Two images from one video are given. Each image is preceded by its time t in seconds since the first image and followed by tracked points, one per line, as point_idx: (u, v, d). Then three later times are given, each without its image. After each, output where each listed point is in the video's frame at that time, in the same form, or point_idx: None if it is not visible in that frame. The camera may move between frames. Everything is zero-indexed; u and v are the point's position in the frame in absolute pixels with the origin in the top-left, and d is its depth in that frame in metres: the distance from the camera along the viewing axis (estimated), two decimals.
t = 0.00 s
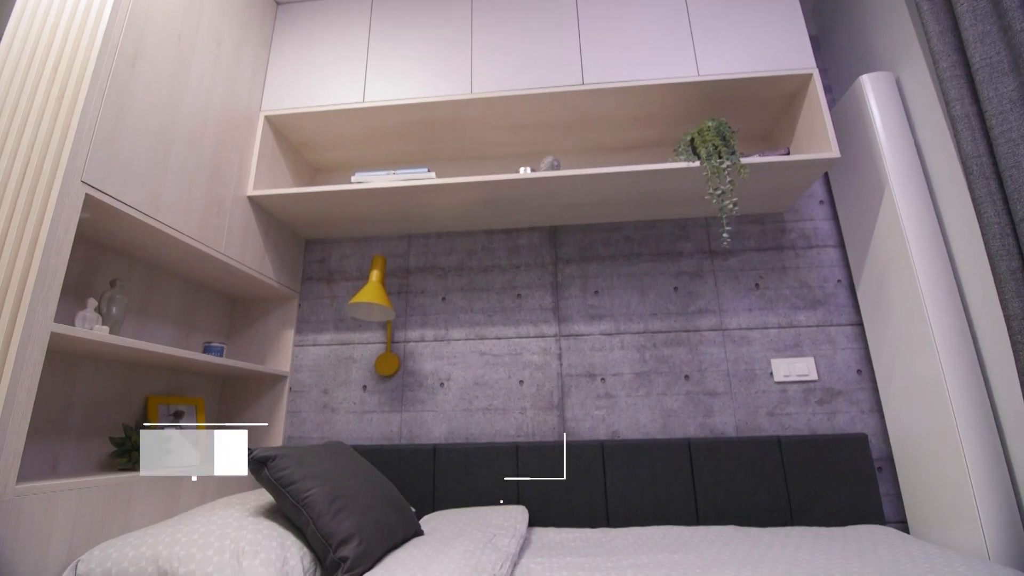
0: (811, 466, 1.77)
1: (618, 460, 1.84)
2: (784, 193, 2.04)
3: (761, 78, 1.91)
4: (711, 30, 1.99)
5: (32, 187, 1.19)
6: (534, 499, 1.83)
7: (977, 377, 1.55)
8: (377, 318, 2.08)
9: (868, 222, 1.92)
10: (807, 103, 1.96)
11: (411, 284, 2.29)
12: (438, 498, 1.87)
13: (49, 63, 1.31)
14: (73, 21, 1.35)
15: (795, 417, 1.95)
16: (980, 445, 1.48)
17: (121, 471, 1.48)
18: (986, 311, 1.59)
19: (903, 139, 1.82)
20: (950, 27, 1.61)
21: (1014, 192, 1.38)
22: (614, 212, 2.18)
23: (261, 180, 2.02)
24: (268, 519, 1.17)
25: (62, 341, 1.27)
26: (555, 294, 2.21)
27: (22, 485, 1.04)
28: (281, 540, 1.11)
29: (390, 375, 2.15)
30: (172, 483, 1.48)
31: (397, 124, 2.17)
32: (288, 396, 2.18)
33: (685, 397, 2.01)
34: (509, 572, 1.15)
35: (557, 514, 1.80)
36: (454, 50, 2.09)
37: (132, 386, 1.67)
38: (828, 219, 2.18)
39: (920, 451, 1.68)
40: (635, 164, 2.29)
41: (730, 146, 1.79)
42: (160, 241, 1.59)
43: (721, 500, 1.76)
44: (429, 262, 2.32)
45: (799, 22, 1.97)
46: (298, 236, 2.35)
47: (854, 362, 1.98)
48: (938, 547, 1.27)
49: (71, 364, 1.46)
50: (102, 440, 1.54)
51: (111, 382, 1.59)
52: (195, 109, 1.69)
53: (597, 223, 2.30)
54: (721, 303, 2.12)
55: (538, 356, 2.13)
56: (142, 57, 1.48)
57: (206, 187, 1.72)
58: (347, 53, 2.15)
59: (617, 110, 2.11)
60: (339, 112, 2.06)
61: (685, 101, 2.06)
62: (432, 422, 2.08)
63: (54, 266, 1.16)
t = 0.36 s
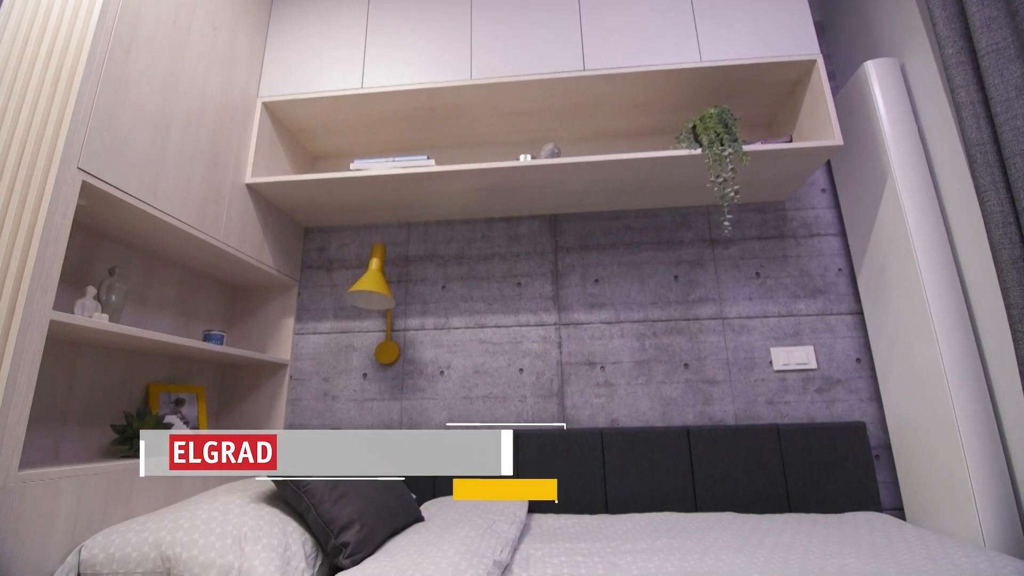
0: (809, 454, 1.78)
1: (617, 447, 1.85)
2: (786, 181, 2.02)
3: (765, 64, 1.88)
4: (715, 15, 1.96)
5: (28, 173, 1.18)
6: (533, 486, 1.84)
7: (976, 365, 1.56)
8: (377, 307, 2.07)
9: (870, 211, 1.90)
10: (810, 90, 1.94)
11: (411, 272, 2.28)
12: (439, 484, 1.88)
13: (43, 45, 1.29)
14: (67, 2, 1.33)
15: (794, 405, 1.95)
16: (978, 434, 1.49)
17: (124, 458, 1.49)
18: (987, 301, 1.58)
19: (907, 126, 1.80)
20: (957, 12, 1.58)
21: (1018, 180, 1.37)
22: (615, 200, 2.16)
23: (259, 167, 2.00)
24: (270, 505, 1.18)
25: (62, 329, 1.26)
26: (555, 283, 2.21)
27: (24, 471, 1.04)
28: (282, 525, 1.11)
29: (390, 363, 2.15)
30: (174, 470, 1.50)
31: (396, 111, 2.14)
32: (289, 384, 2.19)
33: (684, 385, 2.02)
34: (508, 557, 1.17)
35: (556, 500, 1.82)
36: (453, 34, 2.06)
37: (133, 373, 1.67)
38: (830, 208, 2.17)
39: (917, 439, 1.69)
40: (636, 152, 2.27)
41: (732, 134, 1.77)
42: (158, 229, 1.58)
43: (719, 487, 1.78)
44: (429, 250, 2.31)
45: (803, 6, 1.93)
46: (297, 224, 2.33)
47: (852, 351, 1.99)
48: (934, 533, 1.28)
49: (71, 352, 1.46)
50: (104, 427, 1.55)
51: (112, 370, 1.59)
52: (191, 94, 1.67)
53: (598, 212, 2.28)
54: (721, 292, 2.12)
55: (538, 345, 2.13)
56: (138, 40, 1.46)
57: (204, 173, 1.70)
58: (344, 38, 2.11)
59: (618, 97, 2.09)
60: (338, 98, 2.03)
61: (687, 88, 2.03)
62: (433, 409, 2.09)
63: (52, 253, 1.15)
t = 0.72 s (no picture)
0: (807, 441, 1.79)
1: (617, 435, 1.86)
2: (789, 168, 2.00)
3: (769, 49, 1.85)
4: None
5: (23, 158, 1.16)
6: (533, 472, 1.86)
7: (975, 355, 1.55)
8: (377, 295, 2.07)
9: (873, 199, 1.89)
10: (813, 76, 1.91)
11: (411, 261, 2.28)
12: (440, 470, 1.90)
13: (35, 28, 1.26)
14: None
15: (793, 393, 1.96)
16: (975, 422, 1.50)
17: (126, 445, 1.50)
18: (987, 290, 1.58)
19: (911, 112, 1.78)
20: None
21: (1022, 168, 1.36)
22: (615, 188, 2.14)
23: (257, 153, 1.98)
24: (271, 491, 1.18)
25: (61, 315, 1.26)
26: (555, 271, 2.20)
27: (26, 459, 1.05)
28: (284, 510, 1.12)
29: (390, 351, 2.15)
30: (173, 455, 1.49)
31: (394, 97, 2.12)
32: (289, 372, 2.19)
33: (684, 373, 2.02)
34: (508, 542, 1.18)
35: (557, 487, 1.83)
36: (452, 18, 2.02)
37: (132, 361, 1.67)
38: (832, 196, 2.16)
39: (915, 427, 1.70)
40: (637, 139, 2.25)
41: (734, 121, 1.75)
42: (157, 216, 1.57)
43: (718, 474, 1.79)
44: (428, 238, 2.30)
45: None
46: (295, 212, 2.32)
47: (852, 340, 1.99)
48: (929, 520, 1.29)
49: (70, 340, 1.46)
50: (105, 415, 1.55)
51: (111, 358, 1.59)
52: (188, 79, 1.64)
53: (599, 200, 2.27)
54: (721, 280, 2.11)
55: (538, 333, 2.13)
56: (133, 22, 1.43)
57: (202, 160, 1.69)
58: (341, 22, 2.08)
59: (619, 82, 2.06)
60: (335, 84, 2.01)
61: (689, 74, 2.00)
62: (433, 397, 2.10)
63: (50, 240, 1.14)
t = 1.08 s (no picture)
0: (805, 430, 1.80)
1: (617, 424, 1.87)
2: (791, 157, 1.98)
3: (774, 35, 1.82)
4: None
5: (18, 145, 1.15)
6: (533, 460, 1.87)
7: (975, 344, 1.55)
8: (377, 284, 2.06)
9: (875, 188, 1.87)
10: (817, 63, 1.89)
11: (410, 249, 2.27)
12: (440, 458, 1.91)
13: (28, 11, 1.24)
14: None
15: (791, 382, 1.97)
16: (973, 411, 1.50)
17: (126, 432, 1.51)
18: (987, 280, 1.58)
19: (915, 100, 1.76)
20: None
21: None
22: (616, 176, 2.13)
23: (255, 141, 1.96)
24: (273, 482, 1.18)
25: (60, 304, 1.25)
26: (555, 260, 2.19)
27: (28, 446, 1.05)
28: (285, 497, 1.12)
29: (390, 340, 2.15)
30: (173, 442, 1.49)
31: (392, 84, 2.09)
32: (289, 360, 2.19)
33: (683, 361, 2.03)
34: (508, 528, 1.19)
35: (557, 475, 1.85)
36: (452, 3, 1.99)
37: (132, 349, 1.67)
38: (834, 185, 2.14)
39: (913, 416, 1.71)
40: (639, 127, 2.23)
41: (736, 108, 1.73)
42: (155, 204, 1.56)
43: (717, 462, 1.80)
44: (428, 227, 2.28)
45: None
46: (294, 200, 2.30)
47: (852, 329, 1.99)
48: (926, 508, 1.30)
49: (70, 328, 1.45)
50: (106, 403, 1.56)
51: (111, 346, 1.59)
52: (184, 65, 1.62)
53: (599, 188, 2.25)
54: (721, 269, 2.11)
55: (538, 322, 2.13)
56: (128, 6, 1.41)
57: (199, 147, 1.67)
58: (339, 7, 2.04)
59: (620, 69, 2.03)
60: (332, 70, 1.98)
61: (692, 61, 1.98)
62: (433, 385, 2.10)
63: (47, 227, 1.13)
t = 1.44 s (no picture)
0: (804, 419, 1.81)
1: (617, 412, 1.88)
2: (794, 145, 1.96)
3: (778, 20, 1.79)
4: None
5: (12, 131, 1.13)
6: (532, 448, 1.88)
7: (974, 335, 1.55)
8: (377, 273, 2.06)
9: (878, 176, 1.86)
10: (821, 49, 1.86)
11: (410, 238, 2.26)
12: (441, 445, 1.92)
13: None
14: None
15: (791, 371, 1.97)
16: (971, 400, 1.51)
17: (127, 420, 1.51)
18: (989, 269, 1.57)
19: (919, 88, 1.73)
20: None
21: None
22: (617, 164, 2.11)
23: (252, 128, 1.94)
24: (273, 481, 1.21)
25: (58, 292, 1.25)
26: (555, 249, 2.18)
27: (29, 434, 1.05)
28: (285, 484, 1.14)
29: (389, 329, 2.15)
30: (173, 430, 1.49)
31: (391, 71, 2.06)
32: (289, 349, 2.20)
33: (683, 350, 2.03)
34: (508, 515, 1.20)
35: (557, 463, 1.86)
36: None
37: (131, 338, 1.67)
38: (836, 173, 2.13)
39: (911, 405, 1.72)
40: (640, 115, 2.20)
41: (739, 95, 1.71)
42: (152, 192, 1.55)
43: (715, 450, 1.81)
44: (427, 215, 2.27)
45: None
46: (293, 189, 2.29)
47: (852, 319, 1.99)
48: (923, 496, 1.31)
49: (69, 317, 1.45)
50: (106, 391, 1.56)
51: (111, 334, 1.59)
52: (179, 50, 1.59)
53: (600, 176, 2.23)
54: (722, 258, 2.10)
55: (538, 311, 2.13)
56: None
57: (197, 134, 1.65)
58: None
59: (622, 56, 2.00)
60: (330, 56, 1.95)
61: (694, 47, 1.95)
62: (433, 374, 2.11)
63: (44, 215, 1.12)
